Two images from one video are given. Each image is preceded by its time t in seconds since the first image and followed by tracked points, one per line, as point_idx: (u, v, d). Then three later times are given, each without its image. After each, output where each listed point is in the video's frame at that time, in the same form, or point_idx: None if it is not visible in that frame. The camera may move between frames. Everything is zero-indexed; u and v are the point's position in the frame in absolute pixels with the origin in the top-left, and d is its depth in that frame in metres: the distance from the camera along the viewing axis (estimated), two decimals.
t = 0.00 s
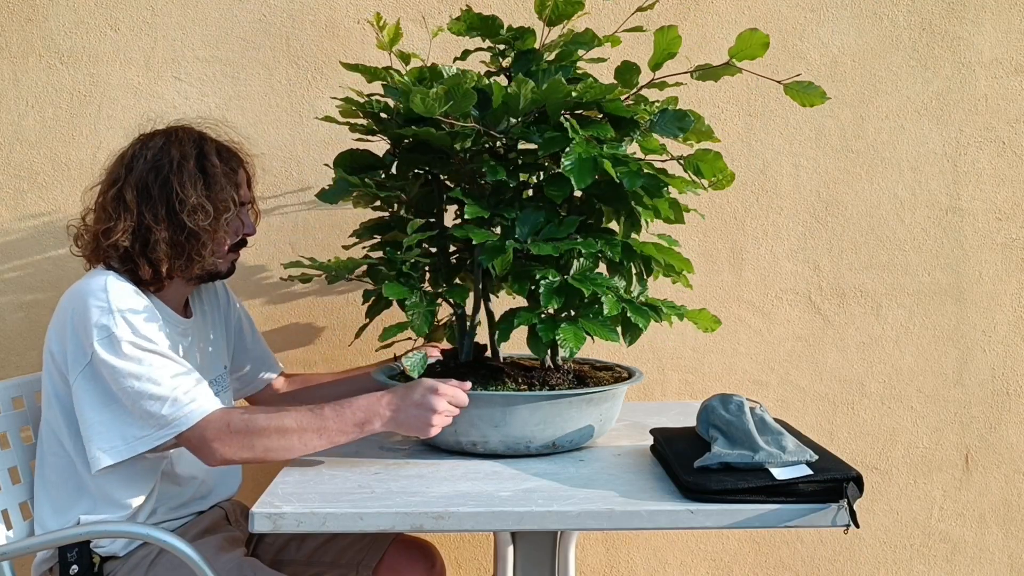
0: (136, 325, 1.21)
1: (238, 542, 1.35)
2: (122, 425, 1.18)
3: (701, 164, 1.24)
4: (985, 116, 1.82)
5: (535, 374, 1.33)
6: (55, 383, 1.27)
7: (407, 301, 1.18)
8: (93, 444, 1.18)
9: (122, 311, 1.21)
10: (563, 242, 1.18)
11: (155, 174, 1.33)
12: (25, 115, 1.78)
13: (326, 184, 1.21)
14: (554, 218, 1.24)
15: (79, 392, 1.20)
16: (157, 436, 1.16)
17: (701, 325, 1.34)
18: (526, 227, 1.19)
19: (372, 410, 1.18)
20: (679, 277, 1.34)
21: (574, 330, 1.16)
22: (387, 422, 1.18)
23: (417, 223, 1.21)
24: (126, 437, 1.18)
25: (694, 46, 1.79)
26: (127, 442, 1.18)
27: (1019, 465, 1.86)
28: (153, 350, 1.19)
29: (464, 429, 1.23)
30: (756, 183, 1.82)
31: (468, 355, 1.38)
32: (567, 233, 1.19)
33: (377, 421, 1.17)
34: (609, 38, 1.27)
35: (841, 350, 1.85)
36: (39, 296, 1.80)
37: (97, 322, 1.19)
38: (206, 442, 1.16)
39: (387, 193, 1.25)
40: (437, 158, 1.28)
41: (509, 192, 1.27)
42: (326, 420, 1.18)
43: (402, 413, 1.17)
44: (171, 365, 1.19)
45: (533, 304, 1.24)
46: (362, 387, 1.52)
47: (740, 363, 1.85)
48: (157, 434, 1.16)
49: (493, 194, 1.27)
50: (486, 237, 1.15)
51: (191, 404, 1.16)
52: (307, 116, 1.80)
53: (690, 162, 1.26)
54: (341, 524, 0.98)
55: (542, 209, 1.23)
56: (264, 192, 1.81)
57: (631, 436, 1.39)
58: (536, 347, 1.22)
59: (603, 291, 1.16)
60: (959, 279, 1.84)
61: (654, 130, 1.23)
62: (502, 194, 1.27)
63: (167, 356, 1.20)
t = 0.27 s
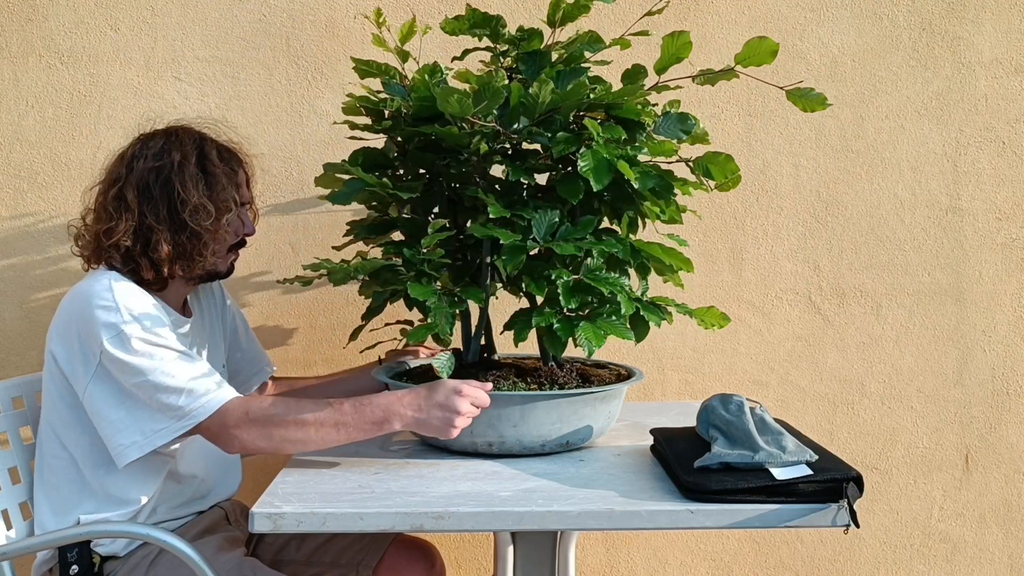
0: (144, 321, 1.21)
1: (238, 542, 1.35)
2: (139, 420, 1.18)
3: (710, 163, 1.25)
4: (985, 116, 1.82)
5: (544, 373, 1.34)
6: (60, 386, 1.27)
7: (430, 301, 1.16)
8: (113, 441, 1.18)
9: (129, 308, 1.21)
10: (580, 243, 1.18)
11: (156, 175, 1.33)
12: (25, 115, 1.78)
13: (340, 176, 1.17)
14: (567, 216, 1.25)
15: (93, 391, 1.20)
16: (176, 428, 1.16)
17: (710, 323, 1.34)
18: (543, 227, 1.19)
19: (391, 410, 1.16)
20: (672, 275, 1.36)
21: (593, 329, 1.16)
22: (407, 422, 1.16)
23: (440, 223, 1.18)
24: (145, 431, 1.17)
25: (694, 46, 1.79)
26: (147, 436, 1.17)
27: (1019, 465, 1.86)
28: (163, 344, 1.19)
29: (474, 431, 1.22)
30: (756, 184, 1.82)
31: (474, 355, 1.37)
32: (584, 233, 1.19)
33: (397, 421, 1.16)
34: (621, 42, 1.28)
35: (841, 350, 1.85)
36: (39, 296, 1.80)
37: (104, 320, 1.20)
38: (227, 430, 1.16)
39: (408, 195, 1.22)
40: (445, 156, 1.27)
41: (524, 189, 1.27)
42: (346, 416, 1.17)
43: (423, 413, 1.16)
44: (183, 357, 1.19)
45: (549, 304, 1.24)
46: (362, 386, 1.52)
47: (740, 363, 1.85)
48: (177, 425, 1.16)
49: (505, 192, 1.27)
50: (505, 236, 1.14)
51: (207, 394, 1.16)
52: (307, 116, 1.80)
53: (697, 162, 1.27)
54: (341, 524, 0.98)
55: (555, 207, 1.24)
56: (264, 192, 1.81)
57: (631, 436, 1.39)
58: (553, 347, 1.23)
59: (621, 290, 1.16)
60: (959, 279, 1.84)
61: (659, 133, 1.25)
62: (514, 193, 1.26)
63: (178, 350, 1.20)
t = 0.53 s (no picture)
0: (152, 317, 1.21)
1: (238, 542, 1.35)
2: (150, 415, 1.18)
3: (713, 164, 1.25)
4: (985, 116, 1.82)
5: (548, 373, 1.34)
6: (64, 386, 1.27)
7: (446, 303, 1.15)
8: (126, 436, 1.18)
9: (137, 305, 1.21)
10: (591, 243, 1.18)
11: (157, 174, 1.33)
12: (25, 115, 1.78)
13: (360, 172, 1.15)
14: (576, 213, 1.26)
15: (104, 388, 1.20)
16: (191, 420, 1.16)
17: (712, 321, 1.35)
18: (553, 229, 1.18)
19: (405, 411, 1.15)
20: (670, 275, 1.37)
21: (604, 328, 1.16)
22: (421, 424, 1.16)
23: (454, 224, 1.17)
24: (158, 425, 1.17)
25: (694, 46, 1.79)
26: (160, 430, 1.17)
27: (1019, 465, 1.86)
28: (173, 338, 1.20)
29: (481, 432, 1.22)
30: (756, 183, 1.82)
31: (480, 355, 1.37)
32: (594, 233, 1.19)
33: (411, 422, 1.16)
34: (625, 45, 1.28)
35: (841, 350, 1.85)
36: (39, 296, 1.80)
37: (110, 317, 1.20)
38: (244, 421, 1.17)
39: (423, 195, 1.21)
40: (454, 154, 1.25)
41: (534, 190, 1.28)
42: (360, 414, 1.17)
43: (437, 414, 1.16)
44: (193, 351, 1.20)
45: (556, 303, 1.23)
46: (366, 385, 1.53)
47: (740, 363, 1.85)
48: (192, 417, 1.16)
49: (514, 193, 1.28)
50: (517, 236, 1.14)
51: (221, 385, 1.17)
52: (307, 116, 1.80)
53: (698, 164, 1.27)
54: (341, 524, 0.98)
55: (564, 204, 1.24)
56: (264, 192, 1.81)
57: (631, 436, 1.39)
58: (565, 347, 1.20)
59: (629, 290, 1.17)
60: (959, 279, 1.84)
61: (660, 135, 1.25)
62: (523, 194, 1.27)
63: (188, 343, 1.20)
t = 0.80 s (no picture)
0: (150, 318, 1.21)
1: (238, 542, 1.35)
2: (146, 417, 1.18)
3: (714, 163, 1.25)
4: (985, 116, 1.82)
5: (549, 373, 1.34)
6: (63, 386, 1.27)
7: (451, 302, 1.15)
8: (121, 438, 1.18)
9: (135, 306, 1.21)
10: (593, 244, 1.18)
11: (156, 175, 1.33)
12: (25, 115, 1.78)
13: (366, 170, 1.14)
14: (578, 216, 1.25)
15: (100, 388, 1.20)
16: (183, 424, 1.16)
17: (712, 320, 1.34)
18: (556, 229, 1.18)
19: (399, 410, 1.16)
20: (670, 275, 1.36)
21: (607, 328, 1.16)
22: (415, 424, 1.16)
23: (458, 224, 1.16)
24: (154, 428, 1.17)
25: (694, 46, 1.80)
26: (156, 433, 1.17)
27: (1019, 465, 1.86)
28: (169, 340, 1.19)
29: (482, 432, 1.22)
30: (756, 184, 1.82)
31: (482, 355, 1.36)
32: (596, 234, 1.19)
33: (404, 422, 1.16)
34: (626, 44, 1.28)
35: (841, 350, 1.85)
36: (39, 296, 1.80)
37: (108, 318, 1.20)
38: (233, 425, 1.16)
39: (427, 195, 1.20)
40: (455, 154, 1.26)
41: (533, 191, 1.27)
42: (354, 417, 1.17)
43: (430, 415, 1.15)
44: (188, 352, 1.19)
45: (557, 303, 1.23)
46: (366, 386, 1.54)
47: (740, 363, 1.85)
48: (184, 421, 1.16)
49: (516, 192, 1.27)
50: (521, 236, 1.14)
51: (214, 388, 1.16)
52: (307, 116, 1.80)
53: (698, 163, 1.27)
54: (341, 524, 0.98)
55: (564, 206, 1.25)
56: (264, 192, 1.81)
57: (631, 436, 1.39)
58: (568, 348, 1.19)
59: (630, 290, 1.17)
60: (959, 279, 1.83)
61: (660, 134, 1.25)
62: (523, 194, 1.27)
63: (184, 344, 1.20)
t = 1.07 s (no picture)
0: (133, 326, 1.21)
1: (238, 542, 1.35)
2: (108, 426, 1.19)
3: (713, 164, 1.25)
4: (985, 116, 1.82)
5: (549, 373, 1.34)
6: (54, 378, 1.27)
7: (451, 303, 1.15)
8: (81, 444, 1.20)
9: (120, 312, 1.22)
10: (593, 244, 1.18)
11: (160, 179, 1.33)
12: (25, 115, 1.78)
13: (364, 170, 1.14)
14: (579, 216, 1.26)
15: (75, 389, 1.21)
16: (135, 442, 1.15)
17: (712, 321, 1.34)
18: (556, 229, 1.18)
19: (350, 411, 1.19)
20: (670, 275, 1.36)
21: (608, 328, 1.16)
22: (365, 423, 1.20)
23: (458, 224, 1.16)
24: (114, 440, 1.18)
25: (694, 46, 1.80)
26: (114, 445, 1.18)
27: (1019, 465, 1.86)
28: (144, 353, 1.19)
29: (484, 433, 1.22)
30: (756, 183, 1.82)
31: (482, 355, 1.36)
32: (596, 234, 1.19)
33: (356, 423, 1.19)
34: (626, 45, 1.28)
35: (841, 350, 1.85)
36: (39, 296, 1.80)
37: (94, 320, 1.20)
38: (183, 451, 1.14)
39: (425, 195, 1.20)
40: (455, 154, 1.25)
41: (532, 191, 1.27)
42: (308, 424, 1.18)
43: (378, 413, 1.19)
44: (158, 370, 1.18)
45: (558, 303, 1.23)
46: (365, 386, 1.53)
47: (740, 363, 1.85)
48: (137, 440, 1.15)
49: (515, 192, 1.27)
50: (521, 236, 1.14)
51: (170, 413, 1.15)
52: (307, 116, 1.80)
53: (698, 164, 1.27)
54: (341, 524, 0.98)
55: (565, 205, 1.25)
56: (264, 192, 1.81)
57: (631, 436, 1.39)
58: (568, 347, 1.19)
59: (631, 290, 1.18)
60: (959, 279, 1.83)
61: (660, 135, 1.25)
62: (523, 194, 1.27)
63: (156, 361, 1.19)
